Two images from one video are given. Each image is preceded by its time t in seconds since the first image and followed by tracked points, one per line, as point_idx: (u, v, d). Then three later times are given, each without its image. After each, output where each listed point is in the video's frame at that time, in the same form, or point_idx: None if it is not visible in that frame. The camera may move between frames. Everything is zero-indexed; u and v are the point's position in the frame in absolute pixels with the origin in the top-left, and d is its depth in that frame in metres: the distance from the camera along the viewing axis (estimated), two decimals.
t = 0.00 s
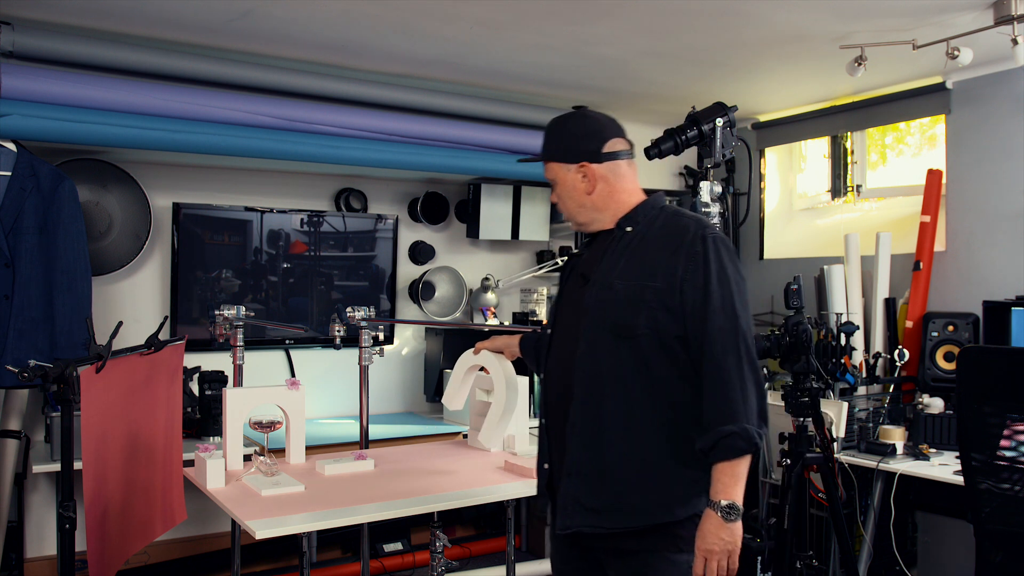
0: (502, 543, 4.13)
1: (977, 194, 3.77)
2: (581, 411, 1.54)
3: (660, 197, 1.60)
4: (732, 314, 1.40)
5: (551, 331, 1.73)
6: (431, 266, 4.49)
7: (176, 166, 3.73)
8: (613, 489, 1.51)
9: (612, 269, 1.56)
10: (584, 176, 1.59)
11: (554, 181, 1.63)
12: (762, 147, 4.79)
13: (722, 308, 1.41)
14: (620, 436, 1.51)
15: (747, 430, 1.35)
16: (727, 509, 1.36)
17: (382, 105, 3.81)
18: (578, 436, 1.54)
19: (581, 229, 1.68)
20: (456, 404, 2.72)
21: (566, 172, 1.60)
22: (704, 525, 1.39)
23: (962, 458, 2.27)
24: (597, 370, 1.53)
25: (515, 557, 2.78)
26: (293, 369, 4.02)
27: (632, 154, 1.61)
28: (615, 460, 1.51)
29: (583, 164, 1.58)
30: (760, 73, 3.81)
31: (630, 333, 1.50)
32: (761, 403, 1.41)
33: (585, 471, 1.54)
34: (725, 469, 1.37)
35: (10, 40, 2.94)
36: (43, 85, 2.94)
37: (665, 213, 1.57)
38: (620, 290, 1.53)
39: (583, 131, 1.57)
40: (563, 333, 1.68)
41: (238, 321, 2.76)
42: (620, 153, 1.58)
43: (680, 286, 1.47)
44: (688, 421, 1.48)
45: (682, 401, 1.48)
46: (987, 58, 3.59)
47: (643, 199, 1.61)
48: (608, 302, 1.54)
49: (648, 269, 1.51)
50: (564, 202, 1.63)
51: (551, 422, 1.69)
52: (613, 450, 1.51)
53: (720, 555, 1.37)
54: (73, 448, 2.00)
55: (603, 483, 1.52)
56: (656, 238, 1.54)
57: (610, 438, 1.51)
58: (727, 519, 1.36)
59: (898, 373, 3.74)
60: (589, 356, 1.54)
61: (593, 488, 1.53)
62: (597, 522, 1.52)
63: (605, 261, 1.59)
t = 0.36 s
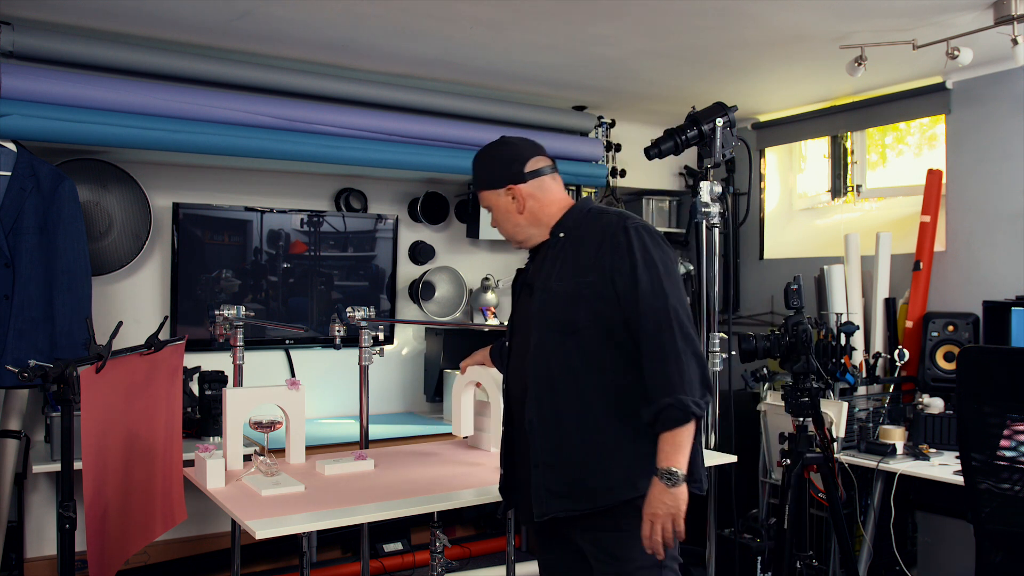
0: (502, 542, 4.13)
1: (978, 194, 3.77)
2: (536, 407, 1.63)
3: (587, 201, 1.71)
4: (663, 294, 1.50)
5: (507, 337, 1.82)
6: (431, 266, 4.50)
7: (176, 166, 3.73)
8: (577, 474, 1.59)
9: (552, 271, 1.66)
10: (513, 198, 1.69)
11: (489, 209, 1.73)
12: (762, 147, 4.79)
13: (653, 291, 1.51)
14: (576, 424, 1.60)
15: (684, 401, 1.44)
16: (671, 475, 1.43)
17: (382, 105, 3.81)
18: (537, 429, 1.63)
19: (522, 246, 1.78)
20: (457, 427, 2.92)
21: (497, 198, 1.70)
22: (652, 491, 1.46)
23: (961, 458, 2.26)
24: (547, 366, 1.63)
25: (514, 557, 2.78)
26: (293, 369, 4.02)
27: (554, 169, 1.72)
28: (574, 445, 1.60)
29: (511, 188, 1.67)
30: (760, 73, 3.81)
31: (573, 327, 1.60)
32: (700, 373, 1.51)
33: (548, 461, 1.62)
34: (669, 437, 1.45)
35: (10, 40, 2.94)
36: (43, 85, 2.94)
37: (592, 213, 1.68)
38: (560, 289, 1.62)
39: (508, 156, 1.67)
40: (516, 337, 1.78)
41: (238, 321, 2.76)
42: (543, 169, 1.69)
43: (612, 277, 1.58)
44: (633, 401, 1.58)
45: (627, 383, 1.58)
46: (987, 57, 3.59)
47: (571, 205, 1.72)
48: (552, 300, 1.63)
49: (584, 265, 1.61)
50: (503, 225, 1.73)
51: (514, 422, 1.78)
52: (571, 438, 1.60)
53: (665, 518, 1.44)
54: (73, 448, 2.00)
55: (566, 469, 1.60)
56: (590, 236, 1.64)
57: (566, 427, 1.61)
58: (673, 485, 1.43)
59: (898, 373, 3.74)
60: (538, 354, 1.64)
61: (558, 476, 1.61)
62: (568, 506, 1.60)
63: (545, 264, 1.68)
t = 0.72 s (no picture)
0: (502, 543, 4.13)
1: (978, 194, 3.77)
2: (522, 407, 1.66)
3: (564, 204, 1.76)
4: (637, 285, 1.54)
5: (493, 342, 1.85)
6: (431, 266, 4.49)
7: (176, 166, 3.73)
8: (565, 469, 1.62)
9: (531, 273, 1.70)
10: (492, 206, 1.74)
11: (470, 217, 1.79)
12: (762, 147, 4.79)
13: (627, 284, 1.55)
14: (562, 420, 1.62)
15: (660, 389, 1.46)
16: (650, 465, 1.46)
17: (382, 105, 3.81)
18: (526, 427, 1.66)
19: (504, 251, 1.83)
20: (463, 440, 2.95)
21: (477, 206, 1.75)
22: (631, 478, 1.49)
23: (961, 458, 2.26)
24: (531, 365, 1.66)
25: (514, 557, 2.78)
26: (293, 369, 4.02)
27: (531, 175, 1.77)
28: (561, 441, 1.62)
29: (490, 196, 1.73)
30: (760, 73, 3.81)
31: (553, 326, 1.63)
32: (677, 361, 1.54)
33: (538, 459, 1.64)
34: (649, 428, 1.48)
35: (10, 40, 2.94)
36: (43, 85, 2.94)
37: (566, 215, 1.72)
38: (539, 289, 1.66)
39: (485, 165, 1.72)
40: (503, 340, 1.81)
41: (238, 321, 2.76)
42: (520, 176, 1.74)
43: (588, 274, 1.61)
44: (615, 394, 1.60)
45: (607, 377, 1.61)
46: (987, 58, 3.59)
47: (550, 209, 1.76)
48: (532, 300, 1.67)
49: (560, 265, 1.65)
50: (484, 232, 1.78)
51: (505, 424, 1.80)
52: (558, 433, 1.63)
53: (644, 504, 1.48)
54: (73, 448, 1.99)
55: (556, 465, 1.63)
56: (566, 237, 1.68)
57: (553, 424, 1.63)
58: (653, 474, 1.47)
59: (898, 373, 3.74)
60: (522, 354, 1.67)
61: (549, 472, 1.63)
62: (559, 501, 1.61)
63: (525, 266, 1.72)
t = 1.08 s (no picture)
0: (502, 543, 4.13)
1: (978, 194, 3.77)
2: (524, 405, 1.66)
3: (567, 204, 1.76)
4: (638, 284, 1.54)
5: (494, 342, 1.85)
6: (431, 266, 4.49)
7: (176, 166, 3.73)
8: (565, 468, 1.61)
9: (532, 273, 1.70)
10: (517, 189, 1.72)
11: (486, 194, 1.73)
12: (762, 147, 4.78)
13: (628, 283, 1.55)
14: (563, 419, 1.63)
15: (659, 387, 1.47)
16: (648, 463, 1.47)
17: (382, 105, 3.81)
18: (526, 426, 1.66)
19: (504, 240, 1.77)
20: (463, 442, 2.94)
21: (501, 185, 1.71)
22: (629, 476, 1.50)
23: (961, 458, 2.26)
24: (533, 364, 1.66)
25: (514, 557, 2.78)
26: (293, 369, 4.02)
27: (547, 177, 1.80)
28: (561, 440, 1.62)
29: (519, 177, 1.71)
30: (760, 74, 3.81)
31: (553, 325, 1.63)
32: (676, 361, 1.54)
33: (537, 458, 1.64)
34: (647, 426, 1.48)
35: (10, 40, 2.94)
36: (43, 85, 2.95)
37: (567, 215, 1.72)
38: (540, 289, 1.66)
39: (520, 150, 1.72)
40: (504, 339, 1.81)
41: (238, 322, 2.76)
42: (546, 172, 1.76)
43: (590, 274, 1.62)
44: (616, 394, 1.60)
45: (608, 377, 1.61)
46: (987, 57, 3.59)
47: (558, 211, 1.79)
48: (533, 299, 1.67)
49: (562, 265, 1.65)
50: (496, 213, 1.73)
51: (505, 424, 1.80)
52: (559, 432, 1.63)
53: (640, 501, 1.48)
54: (73, 448, 2.00)
55: (556, 463, 1.62)
56: (568, 237, 1.68)
57: (553, 423, 1.63)
58: (649, 473, 1.47)
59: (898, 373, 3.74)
60: (522, 353, 1.67)
61: (549, 470, 1.63)
62: (559, 500, 1.61)
63: (527, 266, 1.72)
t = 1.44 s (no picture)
0: (502, 543, 4.13)
1: (978, 194, 3.77)
2: (542, 407, 1.65)
3: (586, 204, 1.76)
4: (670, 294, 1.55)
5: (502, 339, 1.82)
6: (431, 266, 4.49)
7: (176, 166, 3.73)
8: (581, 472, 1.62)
9: (556, 274, 1.68)
10: (574, 182, 1.74)
11: (557, 175, 1.67)
12: (762, 148, 4.78)
13: (661, 294, 1.55)
14: (583, 424, 1.63)
15: (690, 400, 1.47)
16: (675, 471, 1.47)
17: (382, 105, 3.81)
18: (543, 429, 1.64)
19: (542, 228, 1.71)
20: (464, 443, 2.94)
21: (569, 172, 1.70)
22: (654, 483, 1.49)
23: (961, 458, 2.26)
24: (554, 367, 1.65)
25: (515, 557, 2.78)
26: (293, 369, 4.02)
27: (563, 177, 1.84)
28: (580, 443, 1.62)
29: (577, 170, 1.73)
30: (760, 74, 3.81)
31: (579, 330, 1.62)
32: (703, 374, 1.55)
33: (552, 460, 1.64)
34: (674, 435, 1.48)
35: (10, 40, 2.94)
36: (43, 85, 2.94)
37: (595, 219, 1.71)
38: (566, 292, 1.65)
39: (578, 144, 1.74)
40: (512, 338, 1.78)
41: (238, 321, 2.76)
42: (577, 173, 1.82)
43: (620, 282, 1.61)
44: (638, 401, 1.62)
45: (631, 383, 1.62)
46: (986, 58, 3.59)
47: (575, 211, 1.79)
48: (557, 302, 1.66)
49: (589, 270, 1.64)
50: (561, 198, 1.69)
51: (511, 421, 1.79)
52: (578, 436, 1.63)
53: (664, 510, 1.47)
54: (73, 448, 2.00)
55: (572, 465, 1.63)
56: (593, 242, 1.67)
57: (572, 426, 1.63)
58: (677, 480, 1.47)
59: (898, 373, 3.73)
60: (544, 356, 1.65)
61: (564, 474, 1.63)
62: (572, 503, 1.62)
63: (549, 267, 1.70)
